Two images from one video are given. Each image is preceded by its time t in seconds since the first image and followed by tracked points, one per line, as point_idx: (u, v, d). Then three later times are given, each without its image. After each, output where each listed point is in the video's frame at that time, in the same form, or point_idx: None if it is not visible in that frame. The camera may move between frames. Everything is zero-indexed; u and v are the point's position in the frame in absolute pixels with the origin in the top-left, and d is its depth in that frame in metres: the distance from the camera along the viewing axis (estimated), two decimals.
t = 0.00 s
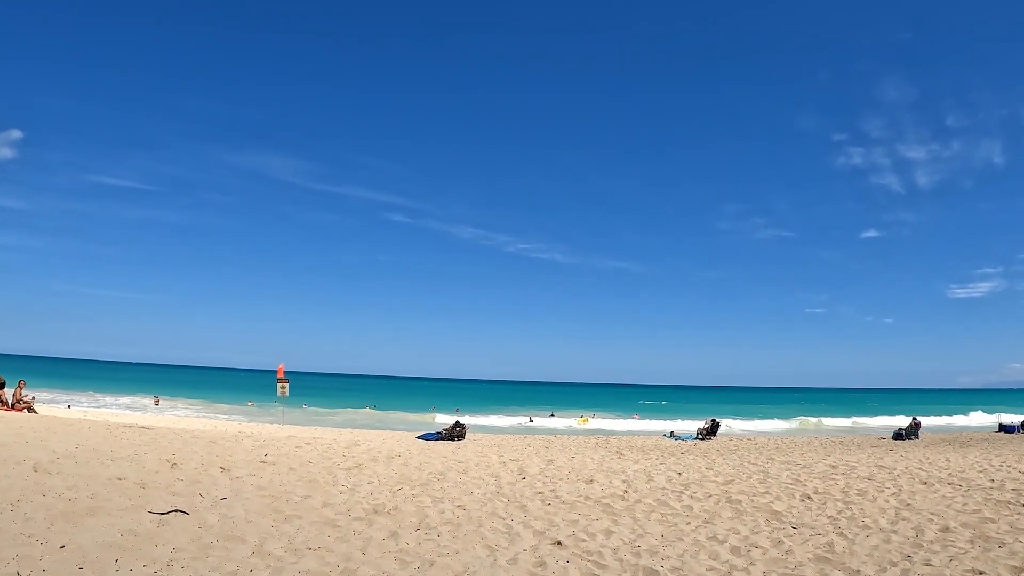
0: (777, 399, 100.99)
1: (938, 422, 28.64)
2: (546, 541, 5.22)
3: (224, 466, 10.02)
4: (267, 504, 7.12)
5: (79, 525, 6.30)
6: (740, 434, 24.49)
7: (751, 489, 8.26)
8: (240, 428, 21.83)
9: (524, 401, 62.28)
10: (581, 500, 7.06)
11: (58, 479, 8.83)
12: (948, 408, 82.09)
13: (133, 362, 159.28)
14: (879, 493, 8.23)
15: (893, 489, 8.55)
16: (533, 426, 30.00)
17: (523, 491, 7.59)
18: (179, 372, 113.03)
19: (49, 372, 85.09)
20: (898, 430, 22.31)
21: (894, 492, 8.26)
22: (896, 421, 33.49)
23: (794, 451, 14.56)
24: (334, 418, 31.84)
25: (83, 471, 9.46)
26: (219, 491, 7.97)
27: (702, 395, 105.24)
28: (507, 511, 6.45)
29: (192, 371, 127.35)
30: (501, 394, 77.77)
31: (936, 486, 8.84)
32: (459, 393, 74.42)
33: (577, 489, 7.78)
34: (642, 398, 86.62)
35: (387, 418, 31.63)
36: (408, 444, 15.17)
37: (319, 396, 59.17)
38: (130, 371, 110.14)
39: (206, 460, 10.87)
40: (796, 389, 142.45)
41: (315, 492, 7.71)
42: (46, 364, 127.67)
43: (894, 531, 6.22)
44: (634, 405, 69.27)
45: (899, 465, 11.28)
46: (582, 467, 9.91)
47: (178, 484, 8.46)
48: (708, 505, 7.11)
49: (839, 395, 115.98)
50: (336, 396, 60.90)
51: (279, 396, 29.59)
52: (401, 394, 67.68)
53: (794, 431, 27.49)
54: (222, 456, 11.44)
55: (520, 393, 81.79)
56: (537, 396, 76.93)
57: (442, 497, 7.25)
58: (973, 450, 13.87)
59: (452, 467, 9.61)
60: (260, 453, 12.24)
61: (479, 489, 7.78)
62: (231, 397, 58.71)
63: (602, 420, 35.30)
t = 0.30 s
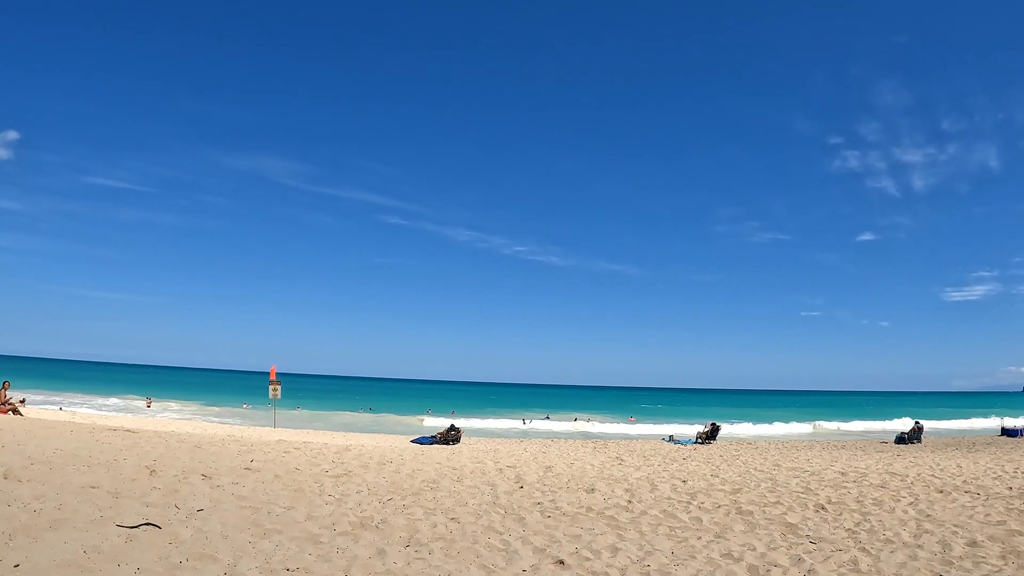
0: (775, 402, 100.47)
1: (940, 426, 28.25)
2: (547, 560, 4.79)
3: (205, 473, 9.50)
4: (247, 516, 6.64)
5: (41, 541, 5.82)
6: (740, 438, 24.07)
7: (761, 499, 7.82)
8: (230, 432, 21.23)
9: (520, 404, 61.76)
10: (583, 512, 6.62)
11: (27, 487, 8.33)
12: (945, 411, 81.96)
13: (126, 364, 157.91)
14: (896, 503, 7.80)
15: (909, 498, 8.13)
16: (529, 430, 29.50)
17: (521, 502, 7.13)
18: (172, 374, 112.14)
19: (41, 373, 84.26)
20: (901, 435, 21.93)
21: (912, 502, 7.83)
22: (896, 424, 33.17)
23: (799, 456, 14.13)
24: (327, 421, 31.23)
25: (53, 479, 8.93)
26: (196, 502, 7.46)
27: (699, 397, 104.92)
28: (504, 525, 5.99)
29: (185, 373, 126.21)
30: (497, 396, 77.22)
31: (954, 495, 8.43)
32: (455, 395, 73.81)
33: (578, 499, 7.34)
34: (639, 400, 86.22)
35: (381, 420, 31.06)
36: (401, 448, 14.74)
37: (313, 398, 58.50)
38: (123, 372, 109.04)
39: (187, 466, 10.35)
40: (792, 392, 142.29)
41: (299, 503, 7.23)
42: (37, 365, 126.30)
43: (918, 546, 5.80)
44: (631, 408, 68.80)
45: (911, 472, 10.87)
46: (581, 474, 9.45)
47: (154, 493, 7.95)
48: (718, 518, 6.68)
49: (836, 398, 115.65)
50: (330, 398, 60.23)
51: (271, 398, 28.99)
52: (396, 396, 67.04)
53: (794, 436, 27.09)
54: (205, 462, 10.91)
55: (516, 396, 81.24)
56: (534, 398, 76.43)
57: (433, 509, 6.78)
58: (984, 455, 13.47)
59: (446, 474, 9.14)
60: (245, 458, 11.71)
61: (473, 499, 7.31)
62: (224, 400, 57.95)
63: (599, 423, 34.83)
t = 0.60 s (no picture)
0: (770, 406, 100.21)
1: (939, 430, 27.88)
2: None
3: (180, 479, 8.97)
4: (217, 528, 6.14)
5: None
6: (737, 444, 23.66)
7: (768, 510, 7.41)
8: (215, 435, 20.61)
9: (514, 407, 61.24)
10: (579, 524, 6.16)
11: None
12: (939, 415, 82.16)
13: (117, 364, 156.49)
14: (911, 515, 7.39)
15: (924, 510, 7.72)
16: (523, 434, 29.01)
17: (513, 513, 6.67)
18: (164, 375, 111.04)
19: (29, 373, 83.03)
20: (901, 440, 21.55)
21: (927, 514, 7.42)
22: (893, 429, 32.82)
23: (801, 463, 13.69)
24: (317, 424, 30.61)
25: (16, 484, 8.39)
26: (165, 511, 6.94)
27: (693, 401, 104.85)
28: (496, 539, 5.55)
29: (176, 374, 125.06)
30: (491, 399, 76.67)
31: (968, 505, 8.03)
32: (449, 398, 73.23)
33: (575, 509, 6.90)
34: (633, 404, 85.87)
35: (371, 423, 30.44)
36: (390, 452, 14.24)
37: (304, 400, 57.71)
38: (113, 372, 107.88)
39: (162, 471, 9.82)
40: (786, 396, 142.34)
41: (274, 513, 6.74)
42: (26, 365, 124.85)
43: (941, 564, 5.38)
44: (625, 411, 68.48)
45: (919, 479, 10.47)
46: (578, 482, 9.00)
47: (121, 501, 7.44)
48: (725, 530, 6.25)
49: (830, 403, 115.56)
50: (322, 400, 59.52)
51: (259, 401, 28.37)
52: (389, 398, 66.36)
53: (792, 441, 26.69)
54: (182, 467, 10.37)
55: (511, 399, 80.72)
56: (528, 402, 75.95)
57: (419, 520, 6.32)
58: (990, 461, 13.10)
59: (435, 481, 8.67)
60: (225, 463, 11.16)
61: (463, 509, 6.87)
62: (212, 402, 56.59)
63: (593, 427, 34.38)
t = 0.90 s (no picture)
0: (766, 409, 99.84)
1: (940, 435, 27.47)
2: None
3: (153, 486, 8.44)
4: (185, 542, 5.66)
5: None
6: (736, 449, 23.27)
7: (778, 521, 6.99)
8: (201, 438, 20.02)
9: (510, 410, 60.78)
10: (578, 538, 5.71)
11: None
12: (934, 419, 82.24)
13: (108, 365, 155.04)
14: (930, 527, 6.98)
15: (942, 521, 7.32)
16: (518, 438, 28.53)
17: (508, 524, 6.22)
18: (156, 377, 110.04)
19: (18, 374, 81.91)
20: (903, 445, 21.14)
21: (946, 526, 7.02)
22: (893, 434, 32.46)
23: (805, 469, 13.28)
24: (309, 427, 30.02)
25: None
26: (130, 522, 6.43)
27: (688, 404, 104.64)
28: (489, 555, 5.09)
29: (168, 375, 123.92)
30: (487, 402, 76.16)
31: (987, 515, 7.63)
32: (443, 401, 72.67)
33: (573, 521, 6.46)
34: (629, 408, 85.50)
35: (364, 427, 29.87)
36: (380, 458, 13.74)
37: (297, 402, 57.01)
38: (104, 374, 106.77)
39: (137, 476, 9.29)
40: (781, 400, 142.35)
41: (250, 525, 6.26)
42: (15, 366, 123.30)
43: None
44: (622, 415, 68.16)
45: (930, 487, 10.07)
46: (576, 490, 8.55)
47: (86, 511, 6.91)
48: (735, 544, 5.81)
49: (826, 407, 115.42)
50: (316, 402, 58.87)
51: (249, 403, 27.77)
52: (383, 401, 65.73)
53: (791, 446, 26.25)
54: (159, 472, 9.84)
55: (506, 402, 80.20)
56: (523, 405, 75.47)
57: (406, 533, 5.85)
58: (1000, 467, 12.71)
59: (425, 489, 8.21)
60: (206, 468, 10.63)
61: (453, 520, 6.41)
62: (205, 403, 55.71)
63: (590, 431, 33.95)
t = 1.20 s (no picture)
0: (763, 413, 99.49)
1: (942, 440, 27.07)
2: None
3: (126, 495, 7.92)
4: (151, 560, 5.18)
5: None
6: (736, 453, 22.87)
7: (792, 536, 6.57)
8: (188, 441, 19.45)
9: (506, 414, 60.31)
10: (579, 556, 5.25)
11: None
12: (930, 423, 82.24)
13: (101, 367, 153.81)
14: (954, 543, 6.58)
15: (964, 535, 6.93)
16: (514, 442, 28.07)
17: (504, 540, 5.77)
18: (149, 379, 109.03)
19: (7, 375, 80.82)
20: (906, 450, 20.74)
21: (970, 541, 6.62)
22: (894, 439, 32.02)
23: (811, 476, 12.88)
24: (302, 430, 29.44)
25: None
26: (94, 537, 5.94)
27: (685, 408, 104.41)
28: None
29: (161, 377, 122.79)
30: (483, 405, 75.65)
31: (1011, 527, 7.22)
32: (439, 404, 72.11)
33: (574, 536, 6.01)
34: (626, 411, 85.15)
35: (357, 430, 29.32)
36: (372, 463, 13.27)
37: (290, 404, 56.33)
38: (96, 375, 105.61)
39: (110, 484, 8.76)
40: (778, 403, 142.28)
41: (225, 540, 5.78)
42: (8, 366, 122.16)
43: None
44: (619, 418, 67.83)
45: (945, 496, 9.68)
46: (575, 500, 8.10)
47: (47, 524, 6.40)
48: (749, 562, 5.38)
49: (823, 410, 115.18)
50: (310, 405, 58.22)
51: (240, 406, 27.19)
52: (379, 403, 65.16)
53: (792, 451, 25.82)
54: (136, 478, 9.34)
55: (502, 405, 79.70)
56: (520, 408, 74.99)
57: (394, 550, 5.39)
58: (1012, 474, 12.33)
59: (417, 499, 7.74)
60: (186, 474, 10.11)
61: (445, 535, 5.95)
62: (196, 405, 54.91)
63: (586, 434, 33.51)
